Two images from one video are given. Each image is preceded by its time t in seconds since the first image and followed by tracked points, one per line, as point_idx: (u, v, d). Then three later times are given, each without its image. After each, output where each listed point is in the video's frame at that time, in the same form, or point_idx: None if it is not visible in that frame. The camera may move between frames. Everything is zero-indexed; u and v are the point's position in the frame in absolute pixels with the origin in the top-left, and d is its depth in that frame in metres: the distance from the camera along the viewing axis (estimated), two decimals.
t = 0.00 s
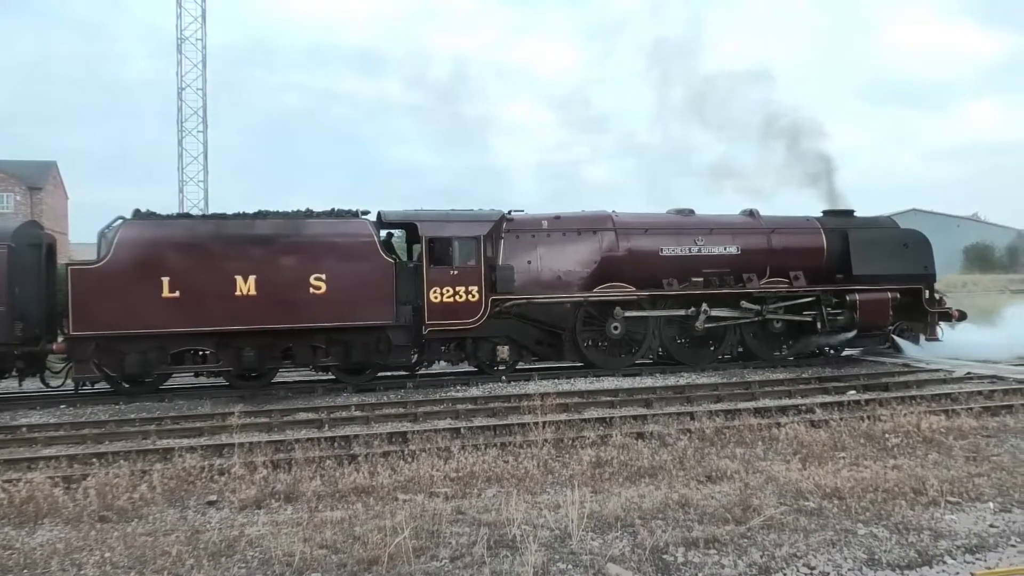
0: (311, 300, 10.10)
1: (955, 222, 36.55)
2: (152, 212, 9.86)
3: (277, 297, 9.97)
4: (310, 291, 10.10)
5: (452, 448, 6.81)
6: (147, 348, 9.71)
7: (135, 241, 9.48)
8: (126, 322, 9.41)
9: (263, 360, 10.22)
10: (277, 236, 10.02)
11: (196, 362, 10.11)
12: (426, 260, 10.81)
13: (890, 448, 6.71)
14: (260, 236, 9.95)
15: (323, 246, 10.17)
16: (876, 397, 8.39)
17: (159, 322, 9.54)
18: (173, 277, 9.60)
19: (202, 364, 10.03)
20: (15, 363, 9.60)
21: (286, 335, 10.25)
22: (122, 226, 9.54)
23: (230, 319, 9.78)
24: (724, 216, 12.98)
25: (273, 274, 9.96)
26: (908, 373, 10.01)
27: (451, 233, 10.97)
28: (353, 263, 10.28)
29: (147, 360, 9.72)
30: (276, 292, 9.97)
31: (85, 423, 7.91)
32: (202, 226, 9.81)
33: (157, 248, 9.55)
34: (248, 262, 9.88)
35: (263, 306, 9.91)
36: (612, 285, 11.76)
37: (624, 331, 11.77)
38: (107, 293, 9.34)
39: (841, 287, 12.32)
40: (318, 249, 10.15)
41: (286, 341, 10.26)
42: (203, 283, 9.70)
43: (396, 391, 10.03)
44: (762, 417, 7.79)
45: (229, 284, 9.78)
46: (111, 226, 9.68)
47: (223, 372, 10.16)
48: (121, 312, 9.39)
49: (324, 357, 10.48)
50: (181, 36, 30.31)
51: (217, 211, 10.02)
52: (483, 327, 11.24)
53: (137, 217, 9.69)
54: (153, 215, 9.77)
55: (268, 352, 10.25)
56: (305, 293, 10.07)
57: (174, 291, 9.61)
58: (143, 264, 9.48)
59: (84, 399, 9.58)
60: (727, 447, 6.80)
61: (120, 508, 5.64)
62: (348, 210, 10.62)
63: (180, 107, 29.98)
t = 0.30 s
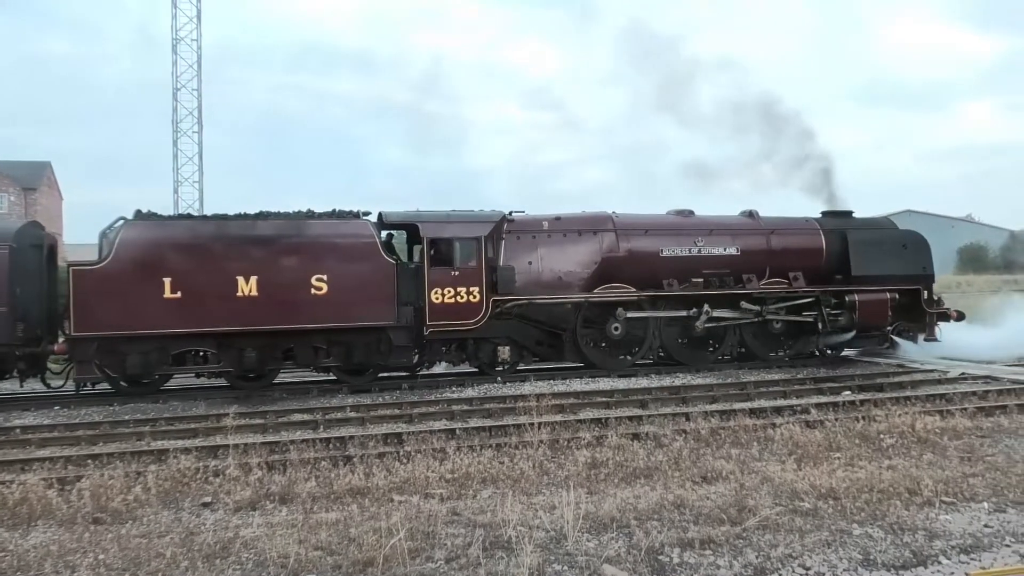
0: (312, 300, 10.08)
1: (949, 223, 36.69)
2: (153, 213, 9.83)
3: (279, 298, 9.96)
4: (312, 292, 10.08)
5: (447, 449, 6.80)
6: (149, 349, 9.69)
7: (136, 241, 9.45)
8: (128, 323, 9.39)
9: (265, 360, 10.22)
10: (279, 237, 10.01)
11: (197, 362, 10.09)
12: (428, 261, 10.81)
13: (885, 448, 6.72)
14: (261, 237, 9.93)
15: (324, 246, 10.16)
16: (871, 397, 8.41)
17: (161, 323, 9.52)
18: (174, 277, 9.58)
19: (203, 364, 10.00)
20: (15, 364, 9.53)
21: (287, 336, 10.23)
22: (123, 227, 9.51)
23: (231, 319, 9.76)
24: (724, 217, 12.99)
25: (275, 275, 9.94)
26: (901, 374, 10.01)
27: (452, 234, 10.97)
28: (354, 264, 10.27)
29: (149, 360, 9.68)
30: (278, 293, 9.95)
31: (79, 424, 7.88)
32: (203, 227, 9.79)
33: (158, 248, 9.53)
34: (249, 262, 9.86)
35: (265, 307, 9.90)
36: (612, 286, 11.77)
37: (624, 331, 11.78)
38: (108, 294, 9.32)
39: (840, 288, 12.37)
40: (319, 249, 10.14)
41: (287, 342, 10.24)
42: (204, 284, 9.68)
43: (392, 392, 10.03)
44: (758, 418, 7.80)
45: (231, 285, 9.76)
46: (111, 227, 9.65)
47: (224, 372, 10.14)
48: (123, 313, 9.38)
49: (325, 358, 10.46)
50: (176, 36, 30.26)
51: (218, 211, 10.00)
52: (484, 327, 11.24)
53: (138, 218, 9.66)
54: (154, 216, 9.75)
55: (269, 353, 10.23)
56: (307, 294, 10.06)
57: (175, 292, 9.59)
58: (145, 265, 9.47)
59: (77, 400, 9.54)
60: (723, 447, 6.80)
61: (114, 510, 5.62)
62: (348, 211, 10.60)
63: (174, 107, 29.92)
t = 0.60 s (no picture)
0: (313, 301, 10.07)
1: (943, 225, 36.85)
2: (153, 214, 9.83)
3: (279, 299, 9.94)
4: (312, 293, 10.07)
5: (442, 451, 6.80)
6: (150, 351, 9.66)
7: (136, 243, 9.44)
8: (129, 325, 9.38)
9: (265, 361, 10.18)
10: (280, 238, 10.00)
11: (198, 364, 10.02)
12: (428, 262, 10.78)
13: (879, 449, 6.74)
14: (262, 238, 9.93)
15: (324, 247, 10.15)
16: (865, 398, 8.44)
17: (161, 324, 9.51)
18: (175, 279, 9.57)
19: (204, 366, 9.95)
20: (15, 365, 9.43)
21: (288, 337, 10.20)
22: (124, 228, 9.51)
23: (232, 321, 9.75)
24: (722, 219, 13.02)
25: (275, 276, 9.93)
26: (895, 375, 10.00)
27: (453, 235, 10.95)
28: (355, 265, 10.26)
29: (149, 363, 9.65)
30: (278, 294, 9.94)
31: (72, 426, 7.85)
32: (204, 228, 9.78)
33: (159, 250, 9.52)
34: (250, 264, 9.85)
35: (265, 308, 9.89)
36: (613, 287, 11.77)
37: (623, 333, 11.81)
38: (109, 296, 9.31)
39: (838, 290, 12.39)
40: (320, 250, 10.13)
41: (288, 343, 10.21)
42: (205, 286, 9.67)
43: (384, 394, 9.97)
44: (752, 419, 7.82)
45: (231, 286, 9.75)
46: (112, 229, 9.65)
47: (225, 374, 10.09)
48: (123, 314, 9.36)
49: (326, 359, 10.43)
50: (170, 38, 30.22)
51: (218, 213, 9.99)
52: (485, 329, 11.23)
53: (139, 219, 9.65)
54: (155, 217, 9.75)
55: (270, 354, 10.20)
56: (308, 295, 10.05)
57: (176, 293, 9.57)
58: (146, 266, 9.46)
59: (69, 402, 9.49)
60: (717, 449, 6.81)
61: (107, 513, 5.60)
62: (349, 212, 10.60)
63: (167, 108, 29.87)
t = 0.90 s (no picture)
0: (313, 302, 10.06)
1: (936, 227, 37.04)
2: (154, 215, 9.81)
3: (280, 300, 9.93)
4: (313, 294, 10.06)
5: (437, 452, 6.79)
6: (151, 352, 9.64)
7: (137, 244, 9.43)
8: (129, 326, 9.36)
9: (266, 362, 10.17)
10: (281, 239, 9.99)
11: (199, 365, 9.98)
12: (428, 263, 10.77)
13: (872, 450, 6.76)
14: (262, 239, 9.92)
15: (325, 248, 10.14)
16: (859, 399, 8.46)
17: (162, 325, 9.49)
18: (175, 280, 9.55)
19: (204, 367, 9.91)
20: (16, 367, 9.36)
21: (288, 338, 10.18)
22: (125, 229, 9.50)
23: (232, 322, 9.74)
24: (721, 220, 13.05)
25: (276, 277, 9.92)
26: (889, 376, 10.03)
27: (453, 236, 10.95)
28: (356, 266, 10.26)
29: (150, 364, 9.63)
30: (279, 295, 9.93)
31: (65, 428, 7.82)
32: (204, 229, 9.77)
33: (159, 251, 9.50)
34: (251, 265, 9.84)
35: (266, 309, 9.87)
36: (613, 288, 11.79)
37: (623, 334, 11.82)
38: (109, 297, 9.28)
39: (836, 291, 12.40)
40: (321, 252, 10.12)
41: (288, 344, 10.18)
42: (205, 287, 9.66)
43: (379, 395, 9.97)
44: (746, 420, 7.83)
45: (232, 287, 9.74)
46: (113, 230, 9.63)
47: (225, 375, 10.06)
48: (124, 315, 9.34)
49: (326, 360, 10.41)
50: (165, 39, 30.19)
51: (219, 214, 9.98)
52: (485, 329, 11.21)
53: (139, 220, 9.64)
54: (156, 218, 9.73)
55: (270, 355, 10.18)
56: (308, 296, 10.04)
57: (176, 294, 9.55)
58: (147, 266, 9.44)
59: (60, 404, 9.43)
60: (711, 450, 6.82)
61: (101, 515, 5.58)
62: (349, 213, 10.60)
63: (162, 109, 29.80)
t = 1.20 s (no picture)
0: (313, 303, 10.05)
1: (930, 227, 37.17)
2: (154, 215, 9.79)
3: (280, 301, 9.92)
4: (313, 295, 10.05)
5: (431, 453, 6.80)
6: (152, 352, 9.61)
7: (137, 244, 9.41)
8: (129, 326, 9.33)
9: (266, 362, 10.16)
10: (281, 239, 9.98)
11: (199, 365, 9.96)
12: (428, 263, 10.77)
13: (866, 450, 6.78)
14: (263, 240, 9.91)
15: (326, 249, 10.13)
16: (852, 400, 8.49)
17: (162, 326, 9.47)
18: (175, 280, 9.53)
19: (204, 367, 9.90)
20: (16, 367, 9.32)
21: (289, 338, 10.16)
22: (125, 230, 9.48)
23: (232, 322, 9.72)
24: (720, 221, 13.08)
25: (276, 277, 9.90)
26: (881, 377, 10.08)
27: (453, 237, 10.94)
28: (356, 266, 10.25)
29: (150, 364, 9.62)
30: (280, 295, 9.92)
31: (59, 429, 7.80)
32: (205, 230, 9.76)
33: (160, 251, 9.48)
34: (252, 265, 9.82)
35: (267, 309, 9.86)
36: (613, 288, 11.81)
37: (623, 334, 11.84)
38: (109, 297, 9.26)
39: (835, 292, 12.44)
40: (321, 252, 10.11)
41: (288, 344, 10.17)
42: (205, 287, 9.64)
43: (374, 395, 9.99)
44: (740, 420, 7.84)
45: (232, 287, 9.73)
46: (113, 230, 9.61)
47: (225, 375, 10.04)
48: (124, 315, 9.32)
49: (326, 360, 10.41)
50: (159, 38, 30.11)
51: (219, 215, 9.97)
52: (485, 329, 11.21)
53: (140, 221, 9.62)
54: (156, 218, 9.71)
55: (270, 355, 10.17)
56: (309, 296, 10.03)
57: (177, 295, 9.54)
58: (147, 267, 9.42)
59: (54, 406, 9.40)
60: (705, 450, 6.84)
61: (94, 516, 5.56)
62: (348, 214, 10.59)
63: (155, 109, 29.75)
